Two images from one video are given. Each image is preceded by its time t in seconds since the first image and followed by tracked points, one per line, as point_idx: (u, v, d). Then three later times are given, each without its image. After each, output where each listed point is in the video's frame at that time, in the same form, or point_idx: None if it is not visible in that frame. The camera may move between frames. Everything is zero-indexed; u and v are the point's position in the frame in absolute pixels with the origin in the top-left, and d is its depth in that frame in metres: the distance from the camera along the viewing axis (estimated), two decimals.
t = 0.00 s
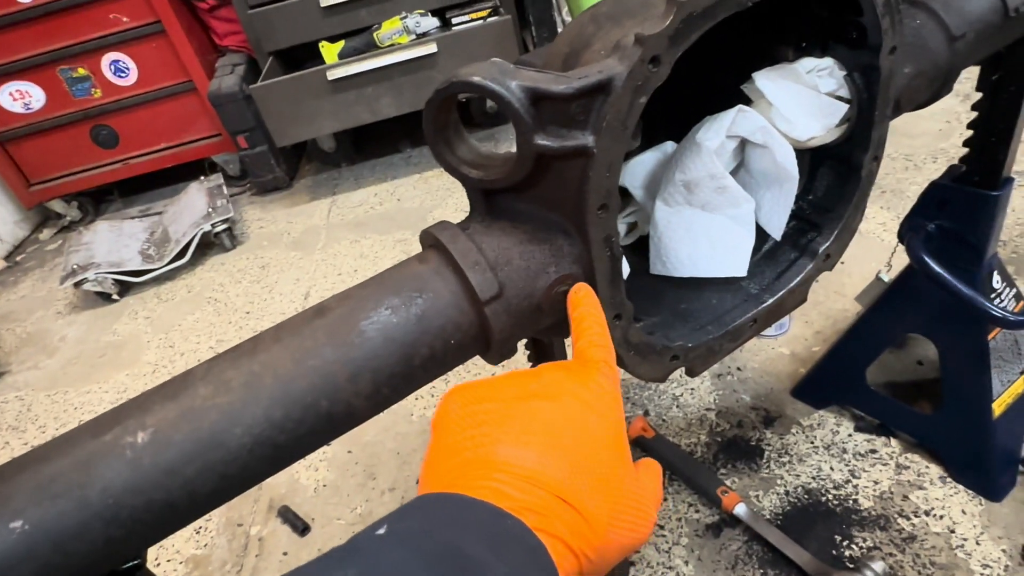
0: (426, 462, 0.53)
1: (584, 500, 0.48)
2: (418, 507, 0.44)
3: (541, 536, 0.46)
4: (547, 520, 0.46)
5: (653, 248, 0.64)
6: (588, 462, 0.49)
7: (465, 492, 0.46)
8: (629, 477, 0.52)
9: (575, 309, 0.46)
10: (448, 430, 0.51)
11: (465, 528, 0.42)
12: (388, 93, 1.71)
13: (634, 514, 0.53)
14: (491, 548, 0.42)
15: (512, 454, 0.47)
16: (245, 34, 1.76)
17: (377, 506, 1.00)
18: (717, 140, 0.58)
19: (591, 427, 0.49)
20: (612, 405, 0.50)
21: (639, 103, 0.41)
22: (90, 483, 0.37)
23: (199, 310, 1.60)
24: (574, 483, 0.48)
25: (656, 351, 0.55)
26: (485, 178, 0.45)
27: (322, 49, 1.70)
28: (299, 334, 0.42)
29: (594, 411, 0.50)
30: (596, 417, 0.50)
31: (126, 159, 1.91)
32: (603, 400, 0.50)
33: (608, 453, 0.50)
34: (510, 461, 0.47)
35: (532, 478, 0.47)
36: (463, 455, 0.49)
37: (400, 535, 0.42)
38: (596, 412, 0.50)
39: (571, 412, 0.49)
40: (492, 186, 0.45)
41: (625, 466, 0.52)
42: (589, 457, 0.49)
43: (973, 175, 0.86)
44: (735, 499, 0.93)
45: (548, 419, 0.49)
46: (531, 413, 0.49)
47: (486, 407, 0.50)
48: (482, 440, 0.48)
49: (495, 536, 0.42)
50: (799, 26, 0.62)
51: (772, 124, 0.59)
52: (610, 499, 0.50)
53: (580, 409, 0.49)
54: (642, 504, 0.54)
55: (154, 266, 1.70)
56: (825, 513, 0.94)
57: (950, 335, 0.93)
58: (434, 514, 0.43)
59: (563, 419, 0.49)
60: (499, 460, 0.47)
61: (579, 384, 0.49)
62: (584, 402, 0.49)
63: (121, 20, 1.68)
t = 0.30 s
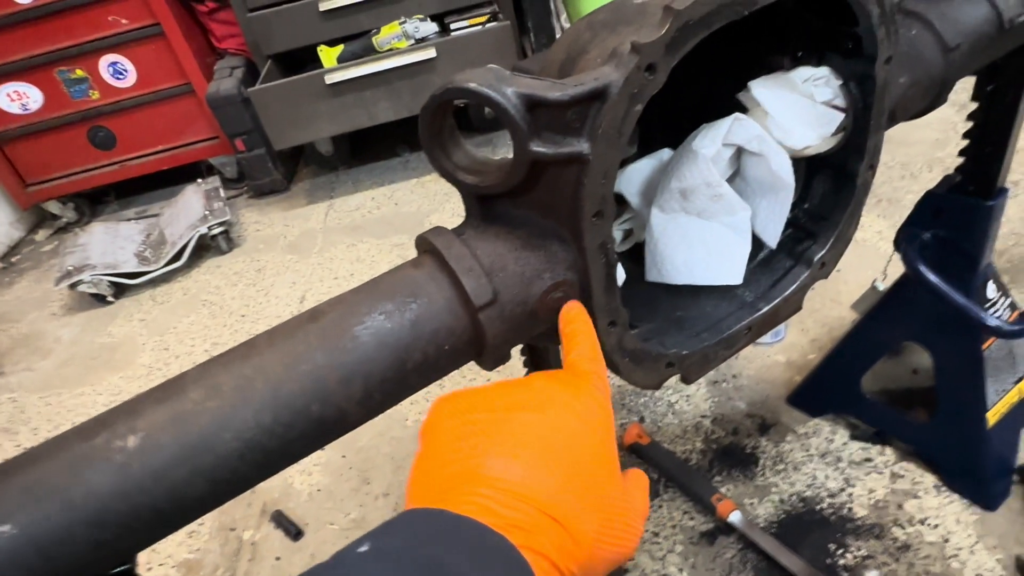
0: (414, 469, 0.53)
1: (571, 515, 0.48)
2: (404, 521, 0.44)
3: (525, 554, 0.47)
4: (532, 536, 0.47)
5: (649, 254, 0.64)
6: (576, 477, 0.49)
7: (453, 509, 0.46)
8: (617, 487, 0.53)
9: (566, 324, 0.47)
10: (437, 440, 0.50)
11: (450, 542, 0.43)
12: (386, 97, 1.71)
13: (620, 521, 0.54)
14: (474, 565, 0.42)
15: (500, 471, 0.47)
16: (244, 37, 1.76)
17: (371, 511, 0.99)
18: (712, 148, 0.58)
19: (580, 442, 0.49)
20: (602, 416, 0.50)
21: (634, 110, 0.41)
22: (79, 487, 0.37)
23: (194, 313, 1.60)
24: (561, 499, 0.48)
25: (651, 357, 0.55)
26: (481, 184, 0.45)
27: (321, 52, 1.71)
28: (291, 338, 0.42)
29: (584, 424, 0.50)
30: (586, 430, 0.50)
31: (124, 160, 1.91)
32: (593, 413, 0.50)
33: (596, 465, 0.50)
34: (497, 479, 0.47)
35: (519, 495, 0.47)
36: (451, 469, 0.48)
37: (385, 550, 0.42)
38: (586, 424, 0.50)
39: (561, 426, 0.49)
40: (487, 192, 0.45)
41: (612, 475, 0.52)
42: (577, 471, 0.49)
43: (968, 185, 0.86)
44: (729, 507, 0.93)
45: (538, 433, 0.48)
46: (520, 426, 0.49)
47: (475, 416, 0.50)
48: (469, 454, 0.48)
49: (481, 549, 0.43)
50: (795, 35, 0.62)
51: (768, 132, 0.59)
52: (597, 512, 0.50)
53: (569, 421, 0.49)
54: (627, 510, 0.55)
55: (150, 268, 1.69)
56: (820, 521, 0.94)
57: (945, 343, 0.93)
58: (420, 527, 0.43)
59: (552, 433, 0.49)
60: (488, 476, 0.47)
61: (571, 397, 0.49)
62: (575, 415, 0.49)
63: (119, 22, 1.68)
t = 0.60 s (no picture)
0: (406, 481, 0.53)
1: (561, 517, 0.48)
2: (393, 526, 0.44)
3: (517, 555, 0.46)
4: (523, 537, 0.46)
5: (657, 257, 0.64)
6: (567, 479, 0.49)
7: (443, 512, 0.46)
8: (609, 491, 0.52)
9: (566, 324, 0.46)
10: (429, 447, 0.51)
11: (437, 545, 0.42)
12: (391, 97, 1.71)
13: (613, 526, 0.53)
14: (460, 566, 0.42)
15: (490, 472, 0.47)
16: (249, 35, 1.76)
17: (373, 510, 0.99)
18: (723, 152, 0.58)
19: (571, 443, 0.49)
20: (593, 418, 0.50)
21: (649, 114, 0.41)
22: (91, 485, 0.37)
23: (196, 311, 1.60)
24: (551, 500, 0.48)
25: (659, 360, 0.55)
26: (493, 186, 0.45)
27: (326, 52, 1.71)
28: (303, 339, 0.42)
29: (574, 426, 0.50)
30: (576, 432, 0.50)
31: (127, 157, 1.91)
32: (584, 414, 0.50)
33: (588, 467, 0.50)
34: (487, 480, 0.47)
35: (509, 497, 0.47)
36: (442, 474, 0.48)
37: (374, 554, 0.42)
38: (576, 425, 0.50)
39: (551, 427, 0.49)
40: (500, 195, 0.45)
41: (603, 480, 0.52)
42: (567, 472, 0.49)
43: (974, 191, 0.86)
44: (732, 510, 0.93)
45: (527, 436, 0.49)
46: (509, 431, 0.49)
47: (466, 422, 0.50)
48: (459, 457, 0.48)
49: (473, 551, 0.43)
50: (806, 41, 0.62)
51: (778, 137, 0.59)
52: (588, 515, 0.50)
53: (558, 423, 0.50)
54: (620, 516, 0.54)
55: (152, 266, 1.69)
56: (822, 526, 0.94)
57: (950, 349, 0.93)
58: (409, 530, 0.44)
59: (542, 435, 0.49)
60: (478, 478, 0.47)
61: (562, 401, 0.50)
62: (565, 417, 0.49)
63: (125, 19, 1.68)
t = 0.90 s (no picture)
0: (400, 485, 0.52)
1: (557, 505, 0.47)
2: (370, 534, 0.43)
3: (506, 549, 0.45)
4: (514, 530, 0.45)
5: (673, 259, 0.65)
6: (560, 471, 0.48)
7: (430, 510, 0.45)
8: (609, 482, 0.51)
9: (565, 326, 0.45)
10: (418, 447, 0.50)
11: (426, 548, 0.41)
12: (400, 95, 1.72)
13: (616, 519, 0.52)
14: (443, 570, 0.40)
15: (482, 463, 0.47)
16: (259, 32, 1.77)
17: (380, 508, 1.00)
18: (741, 155, 0.58)
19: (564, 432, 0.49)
20: (586, 410, 0.50)
21: (674, 117, 0.42)
22: (121, 478, 0.37)
23: (203, 306, 1.60)
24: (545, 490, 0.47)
25: (676, 362, 0.55)
26: (519, 187, 0.46)
27: (336, 49, 1.71)
28: (330, 336, 0.42)
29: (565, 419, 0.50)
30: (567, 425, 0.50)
31: (135, 152, 1.91)
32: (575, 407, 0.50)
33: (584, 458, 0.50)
34: (478, 471, 0.46)
35: (497, 489, 0.46)
36: (430, 473, 0.48)
37: (349, 565, 0.40)
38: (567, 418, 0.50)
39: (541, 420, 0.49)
40: (525, 196, 0.46)
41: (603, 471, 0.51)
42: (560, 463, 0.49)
43: (986, 199, 0.87)
44: (739, 512, 0.93)
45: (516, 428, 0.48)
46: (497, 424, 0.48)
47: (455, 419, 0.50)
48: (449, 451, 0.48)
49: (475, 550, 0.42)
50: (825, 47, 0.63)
51: (796, 142, 0.59)
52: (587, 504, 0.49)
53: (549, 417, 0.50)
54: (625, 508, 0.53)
55: (160, 261, 1.70)
56: (829, 529, 0.95)
57: (959, 354, 0.93)
58: (401, 533, 0.42)
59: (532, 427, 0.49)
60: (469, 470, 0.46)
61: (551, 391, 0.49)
62: (553, 407, 0.49)
63: (135, 14, 1.69)
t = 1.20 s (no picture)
0: None
1: None
2: None
3: None
4: None
5: (703, 266, 0.65)
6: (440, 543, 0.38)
7: None
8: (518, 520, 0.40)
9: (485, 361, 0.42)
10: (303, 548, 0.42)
11: None
12: (414, 99, 1.72)
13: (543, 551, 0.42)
14: None
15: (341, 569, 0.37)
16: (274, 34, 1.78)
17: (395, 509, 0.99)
18: (775, 166, 0.59)
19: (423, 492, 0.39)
20: (452, 451, 0.40)
21: (723, 128, 0.43)
22: (181, 474, 0.38)
23: (216, 306, 1.61)
24: None
25: (710, 369, 0.56)
26: (567, 195, 0.47)
27: (351, 52, 1.72)
28: (382, 337, 0.43)
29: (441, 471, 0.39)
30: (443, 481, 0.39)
31: (148, 151, 1.92)
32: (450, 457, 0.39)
33: (470, 515, 0.39)
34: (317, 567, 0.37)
35: None
36: None
37: None
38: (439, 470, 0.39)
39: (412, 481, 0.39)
40: (573, 203, 0.47)
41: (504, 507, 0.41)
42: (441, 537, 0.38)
43: (1007, 211, 0.88)
44: (756, 519, 0.94)
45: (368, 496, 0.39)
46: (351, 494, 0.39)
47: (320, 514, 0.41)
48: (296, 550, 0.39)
49: None
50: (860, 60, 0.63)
51: (829, 153, 0.59)
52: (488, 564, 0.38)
53: (418, 473, 0.39)
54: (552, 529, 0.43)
55: (172, 260, 1.70)
56: (846, 537, 0.95)
57: (976, 364, 0.94)
58: None
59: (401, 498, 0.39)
60: None
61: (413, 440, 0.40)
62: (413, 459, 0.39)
63: (151, 14, 1.70)
